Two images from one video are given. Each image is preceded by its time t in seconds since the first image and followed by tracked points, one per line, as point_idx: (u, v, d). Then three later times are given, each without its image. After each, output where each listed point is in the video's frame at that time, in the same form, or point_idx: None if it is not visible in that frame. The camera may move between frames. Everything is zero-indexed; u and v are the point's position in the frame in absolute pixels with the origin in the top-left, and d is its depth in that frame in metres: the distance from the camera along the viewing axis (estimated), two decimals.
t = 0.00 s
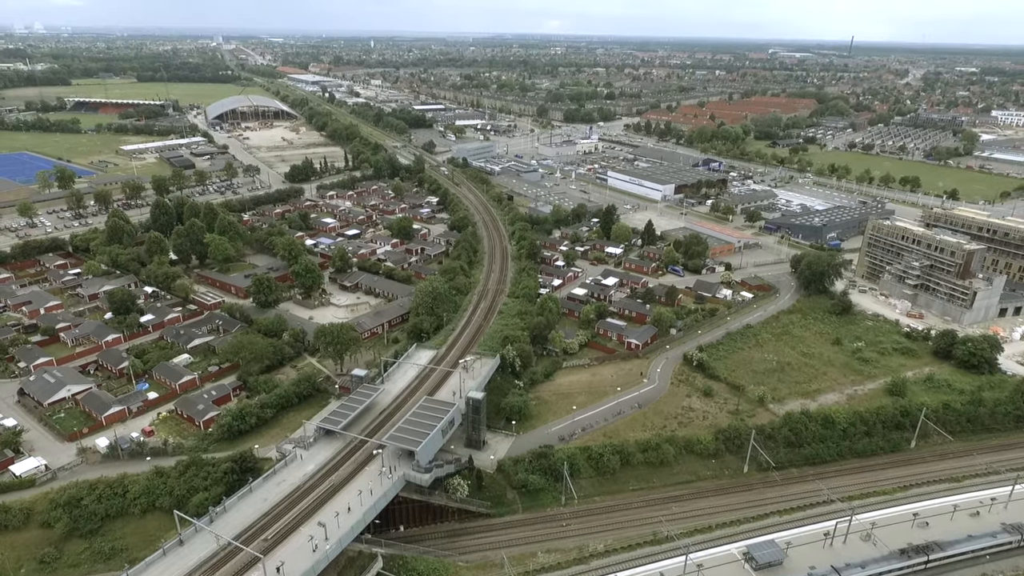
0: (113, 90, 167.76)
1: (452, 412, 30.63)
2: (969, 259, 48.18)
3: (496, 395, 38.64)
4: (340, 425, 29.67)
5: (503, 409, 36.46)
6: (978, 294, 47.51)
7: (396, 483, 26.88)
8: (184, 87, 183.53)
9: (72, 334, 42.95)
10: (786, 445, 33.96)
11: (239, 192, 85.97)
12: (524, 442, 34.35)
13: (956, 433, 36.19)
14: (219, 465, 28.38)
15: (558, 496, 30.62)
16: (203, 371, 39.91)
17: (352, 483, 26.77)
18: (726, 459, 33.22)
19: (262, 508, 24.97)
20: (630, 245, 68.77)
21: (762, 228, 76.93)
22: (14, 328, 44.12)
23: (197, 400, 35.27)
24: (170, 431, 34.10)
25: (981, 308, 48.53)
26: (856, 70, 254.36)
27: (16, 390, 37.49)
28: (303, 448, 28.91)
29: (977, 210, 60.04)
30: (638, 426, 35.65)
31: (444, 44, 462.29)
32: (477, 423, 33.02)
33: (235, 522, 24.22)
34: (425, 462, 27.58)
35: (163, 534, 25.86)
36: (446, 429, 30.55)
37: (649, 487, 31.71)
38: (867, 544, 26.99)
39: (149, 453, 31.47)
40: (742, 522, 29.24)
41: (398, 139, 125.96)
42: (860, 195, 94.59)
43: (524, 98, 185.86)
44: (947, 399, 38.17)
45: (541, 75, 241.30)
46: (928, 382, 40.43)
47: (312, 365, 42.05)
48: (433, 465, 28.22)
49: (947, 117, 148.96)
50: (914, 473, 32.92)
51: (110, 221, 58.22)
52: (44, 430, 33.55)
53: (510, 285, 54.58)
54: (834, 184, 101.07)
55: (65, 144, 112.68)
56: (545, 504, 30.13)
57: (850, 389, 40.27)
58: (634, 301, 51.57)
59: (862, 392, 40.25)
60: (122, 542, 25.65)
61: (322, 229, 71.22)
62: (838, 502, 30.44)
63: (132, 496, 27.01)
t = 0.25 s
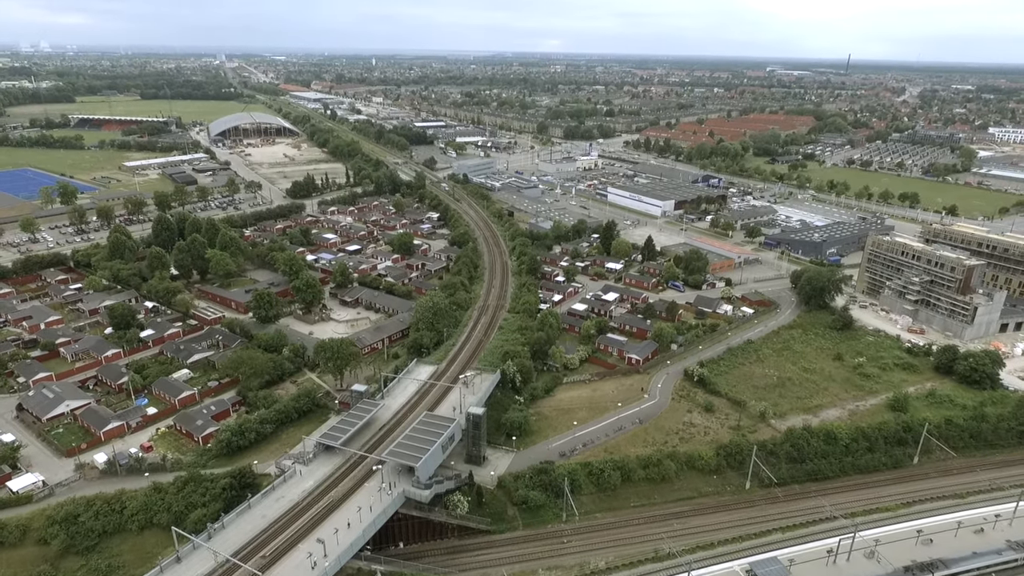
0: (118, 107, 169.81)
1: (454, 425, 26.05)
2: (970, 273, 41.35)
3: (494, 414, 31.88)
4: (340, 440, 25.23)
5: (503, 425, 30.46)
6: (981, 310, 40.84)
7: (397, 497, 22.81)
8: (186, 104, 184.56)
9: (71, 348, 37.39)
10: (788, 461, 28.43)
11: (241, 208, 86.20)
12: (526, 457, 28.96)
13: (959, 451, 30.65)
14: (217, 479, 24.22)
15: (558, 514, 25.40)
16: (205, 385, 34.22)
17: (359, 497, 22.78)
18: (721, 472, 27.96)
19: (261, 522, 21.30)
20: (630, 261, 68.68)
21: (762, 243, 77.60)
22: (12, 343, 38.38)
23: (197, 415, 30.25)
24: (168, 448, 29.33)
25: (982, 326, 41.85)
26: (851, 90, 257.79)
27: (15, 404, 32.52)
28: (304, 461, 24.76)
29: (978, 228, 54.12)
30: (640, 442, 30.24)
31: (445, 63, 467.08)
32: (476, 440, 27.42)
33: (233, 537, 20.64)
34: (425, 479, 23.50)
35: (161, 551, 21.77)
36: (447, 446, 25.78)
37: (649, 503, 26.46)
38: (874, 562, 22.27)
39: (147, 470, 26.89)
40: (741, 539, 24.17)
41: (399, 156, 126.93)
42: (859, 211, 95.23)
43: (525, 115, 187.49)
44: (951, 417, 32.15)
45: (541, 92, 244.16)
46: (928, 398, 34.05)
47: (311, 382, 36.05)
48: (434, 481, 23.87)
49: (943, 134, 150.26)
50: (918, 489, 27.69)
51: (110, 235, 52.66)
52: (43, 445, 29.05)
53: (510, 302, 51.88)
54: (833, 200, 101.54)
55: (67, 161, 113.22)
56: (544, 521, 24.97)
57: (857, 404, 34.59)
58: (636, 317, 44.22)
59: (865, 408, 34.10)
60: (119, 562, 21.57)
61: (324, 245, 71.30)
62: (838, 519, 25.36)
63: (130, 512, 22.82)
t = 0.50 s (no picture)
0: (119, 116, 171.02)
1: (454, 433, 25.54)
2: (971, 282, 41.45)
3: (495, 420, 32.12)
4: (340, 448, 24.37)
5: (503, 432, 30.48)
6: (982, 318, 40.94)
7: (397, 506, 22.04)
8: (188, 114, 185.78)
9: (71, 356, 37.02)
10: (789, 469, 27.66)
11: (241, 216, 86.46)
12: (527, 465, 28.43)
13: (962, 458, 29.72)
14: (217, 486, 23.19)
15: (559, 522, 24.62)
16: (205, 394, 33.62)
17: (363, 509, 21.85)
18: (725, 480, 27.11)
19: (263, 532, 20.32)
20: (630, 269, 68.76)
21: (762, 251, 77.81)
22: (12, 351, 38.23)
23: (197, 423, 29.53)
24: (169, 455, 28.52)
25: (982, 333, 41.87)
26: (849, 99, 259.46)
27: (16, 412, 31.86)
28: (303, 470, 23.78)
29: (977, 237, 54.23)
30: (640, 450, 29.67)
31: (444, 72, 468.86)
32: (476, 448, 27.19)
33: (234, 546, 19.65)
34: (425, 489, 22.83)
35: (160, 560, 20.57)
36: (447, 453, 25.28)
37: (652, 513, 25.54)
38: None
39: (147, 476, 26.01)
40: (745, 548, 23.51)
41: (400, 164, 127.49)
42: (858, 219, 95.72)
43: (525, 124, 188.50)
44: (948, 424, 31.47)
45: (541, 102, 245.42)
46: (930, 406, 34.14)
47: (312, 390, 35.36)
48: (434, 490, 23.24)
49: (941, 143, 151.18)
50: (924, 497, 26.91)
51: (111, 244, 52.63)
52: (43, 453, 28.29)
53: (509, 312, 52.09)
54: (833, 208, 101.91)
55: (67, 170, 113.54)
56: (544, 530, 24.19)
57: (852, 412, 34.14)
58: (635, 325, 44.58)
59: (868, 416, 34.21)
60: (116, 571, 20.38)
61: (324, 253, 71.05)
62: (841, 528, 24.70)
63: (129, 520, 21.62)
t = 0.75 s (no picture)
0: (120, 118, 171.64)
1: (455, 435, 25.67)
2: (971, 285, 41.59)
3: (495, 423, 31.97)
4: (339, 452, 24.42)
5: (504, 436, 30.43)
6: (982, 321, 41.04)
7: (397, 510, 22.08)
8: (189, 117, 186.21)
9: (71, 359, 37.16)
10: (790, 472, 27.76)
11: (242, 219, 86.76)
12: (526, 469, 28.43)
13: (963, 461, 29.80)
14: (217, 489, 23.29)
15: (559, 526, 24.62)
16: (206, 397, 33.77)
17: (362, 511, 21.88)
18: (726, 486, 27.06)
19: (261, 535, 20.36)
20: (630, 272, 68.90)
21: (762, 254, 77.93)
22: (13, 353, 38.34)
23: (196, 427, 29.55)
24: (169, 458, 28.55)
25: (984, 335, 41.92)
26: (849, 103, 260.18)
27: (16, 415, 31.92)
28: (303, 473, 23.85)
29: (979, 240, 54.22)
30: (640, 453, 29.64)
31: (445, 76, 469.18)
32: (477, 452, 27.17)
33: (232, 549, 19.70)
34: (425, 491, 22.84)
35: (161, 563, 20.61)
36: (448, 455, 25.34)
37: (652, 516, 25.52)
38: None
39: (146, 479, 26.06)
40: (747, 551, 23.55)
41: (401, 167, 127.86)
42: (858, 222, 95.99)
43: (525, 127, 188.87)
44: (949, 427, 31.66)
45: (541, 105, 245.94)
46: (931, 409, 34.29)
47: (313, 392, 35.54)
48: (435, 491, 23.25)
49: (941, 146, 151.50)
50: (925, 500, 26.92)
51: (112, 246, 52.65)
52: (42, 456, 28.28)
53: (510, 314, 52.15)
54: (833, 211, 102.16)
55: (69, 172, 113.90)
56: (544, 533, 24.24)
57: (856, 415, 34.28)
58: (636, 328, 44.69)
59: (868, 419, 34.36)
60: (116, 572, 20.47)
61: (325, 255, 71.14)
62: (842, 532, 24.63)
63: (128, 522, 21.68)
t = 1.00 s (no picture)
0: (121, 119, 171.88)
1: (455, 435, 25.68)
2: (972, 285, 41.54)
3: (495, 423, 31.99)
4: (339, 452, 24.45)
5: (505, 436, 30.44)
6: (982, 321, 40.99)
7: (397, 510, 22.09)
8: (189, 117, 186.20)
9: (72, 359, 37.20)
10: (790, 472, 27.74)
11: (242, 219, 86.85)
12: (527, 470, 28.45)
13: (961, 461, 29.76)
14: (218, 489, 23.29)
15: (559, 526, 24.62)
16: (206, 396, 33.82)
17: (362, 510, 21.93)
18: (727, 487, 27.03)
19: (261, 537, 20.32)
20: (631, 272, 68.88)
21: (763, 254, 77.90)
22: (13, 354, 38.34)
23: (197, 426, 29.55)
24: (169, 458, 28.58)
25: (985, 335, 41.88)
26: (849, 103, 260.46)
27: (16, 415, 31.92)
28: (303, 472, 23.88)
29: (979, 241, 54.14)
30: (641, 454, 29.61)
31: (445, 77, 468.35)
32: (478, 452, 27.18)
33: (233, 549, 19.72)
34: (426, 491, 22.84)
35: (161, 563, 20.59)
36: (449, 456, 25.34)
37: (651, 516, 25.51)
38: None
39: (146, 479, 26.09)
40: (748, 550, 23.55)
41: (401, 168, 127.88)
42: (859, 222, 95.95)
43: (525, 128, 188.97)
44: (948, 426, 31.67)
45: (541, 105, 245.92)
46: (931, 409, 34.32)
47: (313, 392, 35.53)
48: (436, 492, 23.23)
49: (942, 146, 151.52)
50: (925, 501, 26.89)
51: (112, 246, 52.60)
52: (42, 456, 28.28)
53: (510, 315, 52.10)
54: (833, 212, 102.23)
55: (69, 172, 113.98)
56: (545, 534, 24.25)
57: (857, 416, 34.27)
58: (636, 328, 44.69)
59: (868, 419, 34.36)
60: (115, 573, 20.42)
61: (325, 255, 71.12)
62: (841, 533, 24.55)
63: (129, 522, 21.68)
